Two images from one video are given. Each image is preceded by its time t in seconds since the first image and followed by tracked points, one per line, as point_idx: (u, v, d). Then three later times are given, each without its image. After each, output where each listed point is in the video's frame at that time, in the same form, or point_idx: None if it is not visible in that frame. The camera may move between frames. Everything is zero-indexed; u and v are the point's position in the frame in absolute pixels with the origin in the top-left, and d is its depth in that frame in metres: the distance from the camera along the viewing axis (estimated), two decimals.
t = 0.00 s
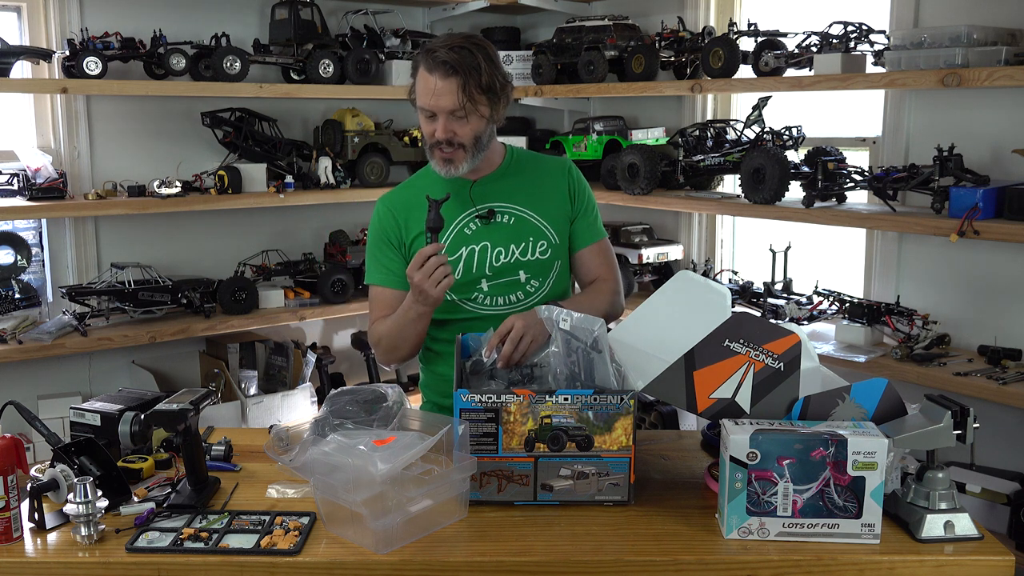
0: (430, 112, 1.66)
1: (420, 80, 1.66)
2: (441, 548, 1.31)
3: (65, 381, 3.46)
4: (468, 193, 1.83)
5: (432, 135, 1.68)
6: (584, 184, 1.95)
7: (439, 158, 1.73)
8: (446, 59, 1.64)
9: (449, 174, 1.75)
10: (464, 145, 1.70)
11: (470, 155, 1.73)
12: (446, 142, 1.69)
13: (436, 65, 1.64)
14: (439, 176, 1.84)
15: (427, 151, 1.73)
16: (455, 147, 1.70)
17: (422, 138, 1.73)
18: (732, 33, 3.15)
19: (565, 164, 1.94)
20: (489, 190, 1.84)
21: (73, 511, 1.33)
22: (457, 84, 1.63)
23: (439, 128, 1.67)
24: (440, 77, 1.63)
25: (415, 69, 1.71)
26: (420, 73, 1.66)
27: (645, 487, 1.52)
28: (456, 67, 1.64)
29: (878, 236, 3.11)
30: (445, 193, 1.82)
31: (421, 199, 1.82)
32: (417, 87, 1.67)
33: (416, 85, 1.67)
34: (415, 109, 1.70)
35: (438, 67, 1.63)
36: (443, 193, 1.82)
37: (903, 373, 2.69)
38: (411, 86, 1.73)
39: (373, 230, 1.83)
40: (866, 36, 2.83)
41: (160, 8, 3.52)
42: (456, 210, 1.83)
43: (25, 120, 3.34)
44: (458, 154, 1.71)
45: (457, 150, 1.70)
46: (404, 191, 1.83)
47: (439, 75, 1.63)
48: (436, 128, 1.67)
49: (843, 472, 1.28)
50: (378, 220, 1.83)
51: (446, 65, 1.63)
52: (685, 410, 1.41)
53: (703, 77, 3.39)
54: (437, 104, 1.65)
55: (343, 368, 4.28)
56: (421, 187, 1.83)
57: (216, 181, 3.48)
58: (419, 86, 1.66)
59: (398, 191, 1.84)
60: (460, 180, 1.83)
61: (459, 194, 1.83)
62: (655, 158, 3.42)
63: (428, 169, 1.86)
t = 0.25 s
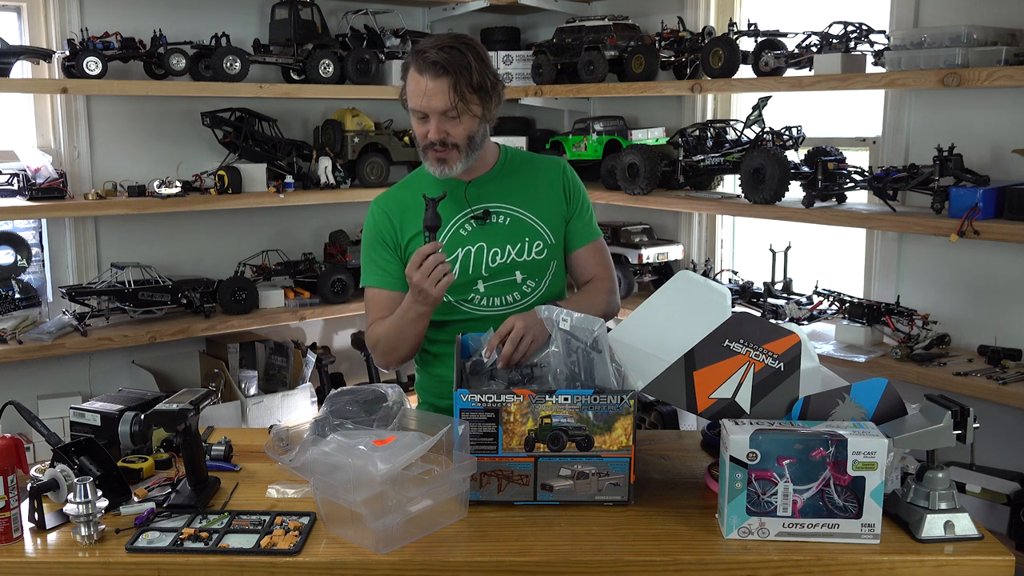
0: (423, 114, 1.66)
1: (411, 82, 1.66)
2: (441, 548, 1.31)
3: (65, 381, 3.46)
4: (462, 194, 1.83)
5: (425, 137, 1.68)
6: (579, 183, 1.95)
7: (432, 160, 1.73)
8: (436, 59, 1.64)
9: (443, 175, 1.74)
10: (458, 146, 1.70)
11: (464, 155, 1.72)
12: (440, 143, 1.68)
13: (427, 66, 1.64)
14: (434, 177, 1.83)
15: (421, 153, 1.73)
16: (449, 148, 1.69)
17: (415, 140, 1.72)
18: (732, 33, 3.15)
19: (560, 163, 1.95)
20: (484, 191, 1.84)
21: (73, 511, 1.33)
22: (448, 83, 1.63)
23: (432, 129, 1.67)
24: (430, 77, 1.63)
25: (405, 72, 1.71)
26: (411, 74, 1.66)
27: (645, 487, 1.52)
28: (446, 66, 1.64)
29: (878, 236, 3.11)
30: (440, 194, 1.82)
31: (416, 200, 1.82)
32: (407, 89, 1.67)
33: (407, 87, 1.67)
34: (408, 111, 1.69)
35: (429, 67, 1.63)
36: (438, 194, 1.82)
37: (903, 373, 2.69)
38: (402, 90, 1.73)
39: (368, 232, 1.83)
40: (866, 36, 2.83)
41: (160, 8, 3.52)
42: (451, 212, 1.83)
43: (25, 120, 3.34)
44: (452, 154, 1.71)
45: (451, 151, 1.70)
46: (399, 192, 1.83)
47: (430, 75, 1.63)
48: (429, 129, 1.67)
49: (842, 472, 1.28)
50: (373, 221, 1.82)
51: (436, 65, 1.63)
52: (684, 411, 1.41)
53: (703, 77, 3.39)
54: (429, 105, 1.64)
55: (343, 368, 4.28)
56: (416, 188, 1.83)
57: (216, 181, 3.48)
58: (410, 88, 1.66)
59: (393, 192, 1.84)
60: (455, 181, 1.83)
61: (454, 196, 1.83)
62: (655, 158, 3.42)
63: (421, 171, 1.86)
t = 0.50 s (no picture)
0: (418, 111, 1.66)
1: (406, 80, 1.65)
2: (441, 548, 1.31)
3: (65, 380, 3.46)
4: (457, 194, 1.83)
5: (421, 134, 1.68)
6: (574, 184, 1.96)
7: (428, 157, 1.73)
8: (432, 57, 1.63)
9: (439, 173, 1.75)
10: (453, 144, 1.70)
11: (460, 153, 1.73)
12: (435, 141, 1.68)
13: (422, 63, 1.64)
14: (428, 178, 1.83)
15: (416, 151, 1.73)
16: (444, 146, 1.70)
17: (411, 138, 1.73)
18: (732, 33, 3.15)
19: (555, 164, 1.95)
20: (478, 191, 1.84)
21: (73, 511, 1.33)
22: (444, 81, 1.63)
23: (427, 127, 1.67)
24: (426, 75, 1.63)
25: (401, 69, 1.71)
26: (406, 72, 1.66)
27: (645, 487, 1.52)
28: (442, 64, 1.64)
29: (878, 236, 3.11)
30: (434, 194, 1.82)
31: (412, 200, 1.81)
32: (403, 86, 1.67)
33: (403, 84, 1.67)
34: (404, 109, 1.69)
35: (425, 64, 1.63)
36: (433, 195, 1.82)
37: (903, 373, 2.69)
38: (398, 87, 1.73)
39: (364, 232, 1.83)
40: (866, 36, 2.83)
41: (160, 8, 3.52)
42: (445, 212, 1.82)
43: (25, 120, 3.34)
44: (448, 152, 1.71)
45: (446, 149, 1.70)
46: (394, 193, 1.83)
47: (426, 73, 1.63)
48: (425, 127, 1.67)
49: (843, 472, 1.28)
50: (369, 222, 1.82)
51: (432, 63, 1.63)
52: (684, 410, 1.41)
53: (703, 77, 3.39)
54: (425, 103, 1.64)
55: (343, 368, 4.28)
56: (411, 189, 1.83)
57: (216, 181, 3.47)
58: (406, 85, 1.66)
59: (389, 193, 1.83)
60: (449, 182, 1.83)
61: (449, 195, 1.82)
62: (655, 158, 3.42)
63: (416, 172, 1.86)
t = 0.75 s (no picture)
0: (417, 105, 1.66)
1: (406, 74, 1.66)
2: (441, 548, 1.31)
3: (65, 380, 3.46)
4: (456, 192, 1.82)
5: (419, 129, 1.68)
6: (572, 185, 1.97)
7: (425, 152, 1.73)
8: (433, 52, 1.64)
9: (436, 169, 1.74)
10: (450, 139, 1.70)
11: (457, 150, 1.72)
12: (432, 136, 1.68)
13: (423, 58, 1.64)
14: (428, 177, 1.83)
15: (414, 146, 1.73)
16: (441, 142, 1.70)
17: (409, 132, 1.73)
18: (732, 33, 3.15)
19: (553, 165, 1.96)
20: (477, 190, 1.84)
21: (73, 511, 1.33)
22: (443, 76, 1.63)
23: (425, 122, 1.67)
24: (426, 69, 1.63)
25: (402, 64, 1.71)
26: (407, 66, 1.66)
27: (645, 487, 1.52)
28: (442, 59, 1.64)
29: (878, 236, 3.11)
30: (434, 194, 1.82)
31: (411, 199, 1.82)
32: (403, 81, 1.67)
33: (403, 78, 1.67)
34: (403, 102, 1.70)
35: (425, 59, 1.63)
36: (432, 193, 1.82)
37: (903, 373, 2.69)
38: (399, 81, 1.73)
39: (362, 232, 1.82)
40: (866, 36, 2.83)
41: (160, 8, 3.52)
42: (445, 209, 1.82)
43: (25, 120, 3.34)
44: (444, 148, 1.71)
45: (443, 144, 1.70)
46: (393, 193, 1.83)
47: (426, 67, 1.63)
48: (422, 122, 1.67)
49: (842, 472, 1.28)
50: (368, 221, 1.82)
51: (432, 58, 1.63)
52: (684, 410, 1.41)
53: (703, 77, 3.39)
54: (424, 97, 1.64)
55: (343, 368, 4.28)
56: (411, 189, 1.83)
57: (216, 181, 3.47)
58: (406, 80, 1.66)
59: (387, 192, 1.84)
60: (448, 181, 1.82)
61: (447, 194, 1.82)
62: (655, 158, 3.42)
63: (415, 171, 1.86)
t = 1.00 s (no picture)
0: (417, 108, 1.66)
1: (405, 77, 1.66)
2: (441, 548, 1.31)
3: (64, 380, 3.46)
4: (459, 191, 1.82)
5: (419, 131, 1.68)
6: (573, 186, 1.97)
7: (425, 154, 1.73)
8: (431, 55, 1.63)
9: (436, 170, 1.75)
10: (450, 141, 1.70)
11: (457, 151, 1.73)
12: (432, 138, 1.69)
13: (422, 61, 1.63)
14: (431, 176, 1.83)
15: (414, 147, 1.73)
16: (441, 143, 1.70)
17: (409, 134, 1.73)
18: (732, 33, 3.15)
19: (555, 166, 1.96)
20: (480, 189, 1.84)
21: (73, 511, 1.33)
22: (442, 79, 1.63)
23: (425, 124, 1.67)
24: (425, 72, 1.63)
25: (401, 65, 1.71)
26: (406, 69, 1.66)
27: (645, 487, 1.52)
28: (441, 62, 1.63)
29: (878, 236, 3.11)
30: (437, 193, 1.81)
31: (414, 198, 1.82)
32: (403, 84, 1.67)
33: (402, 81, 1.67)
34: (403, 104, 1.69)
35: (424, 62, 1.63)
36: (435, 192, 1.82)
37: (903, 373, 2.69)
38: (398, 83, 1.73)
39: (365, 231, 1.82)
40: (866, 36, 2.83)
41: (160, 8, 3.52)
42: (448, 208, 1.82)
43: (25, 120, 3.34)
44: (444, 150, 1.71)
45: (443, 146, 1.70)
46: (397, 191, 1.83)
47: (425, 70, 1.63)
48: (422, 124, 1.67)
49: (843, 472, 1.28)
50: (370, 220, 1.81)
51: (431, 61, 1.63)
52: (684, 410, 1.41)
53: (703, 77, 3.39)
54: (423, 100, 1.64)
55: (343, 368, 4.28)
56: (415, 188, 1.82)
57: (216, 181, 3.47)
58: (405, 83, 1.66)
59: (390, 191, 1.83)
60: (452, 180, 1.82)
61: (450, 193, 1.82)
62: (655, 158, 3.42)
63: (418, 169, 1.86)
